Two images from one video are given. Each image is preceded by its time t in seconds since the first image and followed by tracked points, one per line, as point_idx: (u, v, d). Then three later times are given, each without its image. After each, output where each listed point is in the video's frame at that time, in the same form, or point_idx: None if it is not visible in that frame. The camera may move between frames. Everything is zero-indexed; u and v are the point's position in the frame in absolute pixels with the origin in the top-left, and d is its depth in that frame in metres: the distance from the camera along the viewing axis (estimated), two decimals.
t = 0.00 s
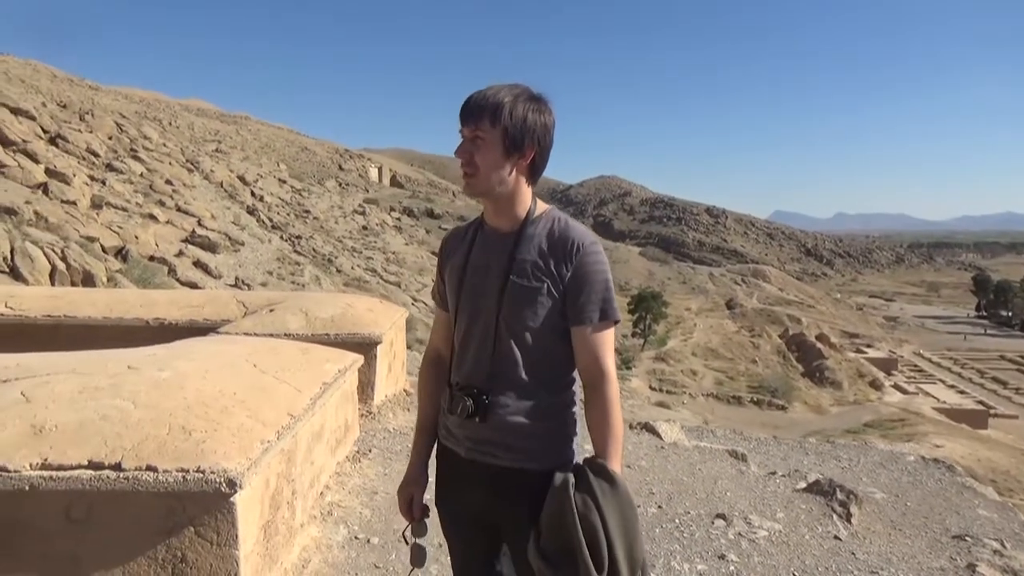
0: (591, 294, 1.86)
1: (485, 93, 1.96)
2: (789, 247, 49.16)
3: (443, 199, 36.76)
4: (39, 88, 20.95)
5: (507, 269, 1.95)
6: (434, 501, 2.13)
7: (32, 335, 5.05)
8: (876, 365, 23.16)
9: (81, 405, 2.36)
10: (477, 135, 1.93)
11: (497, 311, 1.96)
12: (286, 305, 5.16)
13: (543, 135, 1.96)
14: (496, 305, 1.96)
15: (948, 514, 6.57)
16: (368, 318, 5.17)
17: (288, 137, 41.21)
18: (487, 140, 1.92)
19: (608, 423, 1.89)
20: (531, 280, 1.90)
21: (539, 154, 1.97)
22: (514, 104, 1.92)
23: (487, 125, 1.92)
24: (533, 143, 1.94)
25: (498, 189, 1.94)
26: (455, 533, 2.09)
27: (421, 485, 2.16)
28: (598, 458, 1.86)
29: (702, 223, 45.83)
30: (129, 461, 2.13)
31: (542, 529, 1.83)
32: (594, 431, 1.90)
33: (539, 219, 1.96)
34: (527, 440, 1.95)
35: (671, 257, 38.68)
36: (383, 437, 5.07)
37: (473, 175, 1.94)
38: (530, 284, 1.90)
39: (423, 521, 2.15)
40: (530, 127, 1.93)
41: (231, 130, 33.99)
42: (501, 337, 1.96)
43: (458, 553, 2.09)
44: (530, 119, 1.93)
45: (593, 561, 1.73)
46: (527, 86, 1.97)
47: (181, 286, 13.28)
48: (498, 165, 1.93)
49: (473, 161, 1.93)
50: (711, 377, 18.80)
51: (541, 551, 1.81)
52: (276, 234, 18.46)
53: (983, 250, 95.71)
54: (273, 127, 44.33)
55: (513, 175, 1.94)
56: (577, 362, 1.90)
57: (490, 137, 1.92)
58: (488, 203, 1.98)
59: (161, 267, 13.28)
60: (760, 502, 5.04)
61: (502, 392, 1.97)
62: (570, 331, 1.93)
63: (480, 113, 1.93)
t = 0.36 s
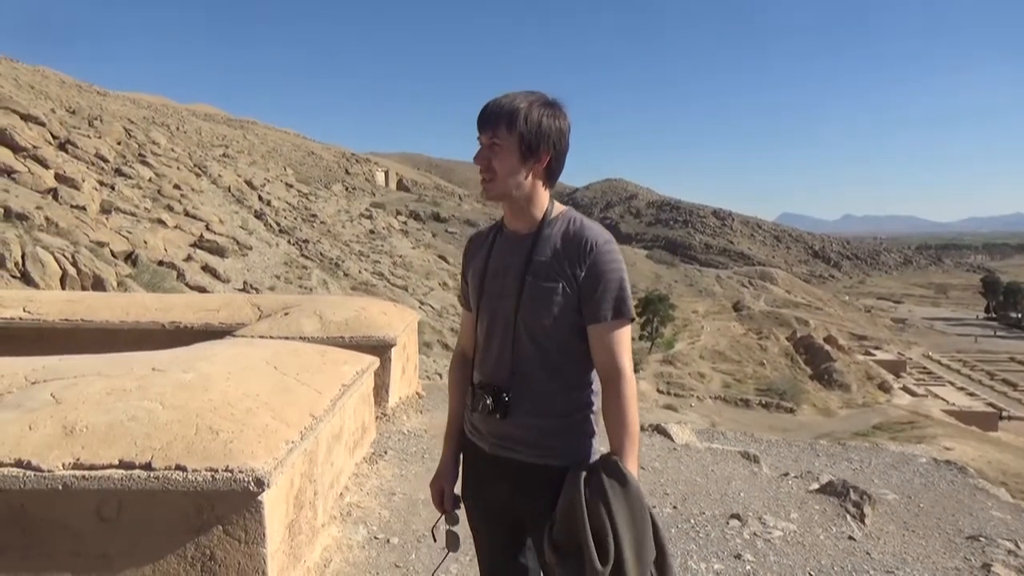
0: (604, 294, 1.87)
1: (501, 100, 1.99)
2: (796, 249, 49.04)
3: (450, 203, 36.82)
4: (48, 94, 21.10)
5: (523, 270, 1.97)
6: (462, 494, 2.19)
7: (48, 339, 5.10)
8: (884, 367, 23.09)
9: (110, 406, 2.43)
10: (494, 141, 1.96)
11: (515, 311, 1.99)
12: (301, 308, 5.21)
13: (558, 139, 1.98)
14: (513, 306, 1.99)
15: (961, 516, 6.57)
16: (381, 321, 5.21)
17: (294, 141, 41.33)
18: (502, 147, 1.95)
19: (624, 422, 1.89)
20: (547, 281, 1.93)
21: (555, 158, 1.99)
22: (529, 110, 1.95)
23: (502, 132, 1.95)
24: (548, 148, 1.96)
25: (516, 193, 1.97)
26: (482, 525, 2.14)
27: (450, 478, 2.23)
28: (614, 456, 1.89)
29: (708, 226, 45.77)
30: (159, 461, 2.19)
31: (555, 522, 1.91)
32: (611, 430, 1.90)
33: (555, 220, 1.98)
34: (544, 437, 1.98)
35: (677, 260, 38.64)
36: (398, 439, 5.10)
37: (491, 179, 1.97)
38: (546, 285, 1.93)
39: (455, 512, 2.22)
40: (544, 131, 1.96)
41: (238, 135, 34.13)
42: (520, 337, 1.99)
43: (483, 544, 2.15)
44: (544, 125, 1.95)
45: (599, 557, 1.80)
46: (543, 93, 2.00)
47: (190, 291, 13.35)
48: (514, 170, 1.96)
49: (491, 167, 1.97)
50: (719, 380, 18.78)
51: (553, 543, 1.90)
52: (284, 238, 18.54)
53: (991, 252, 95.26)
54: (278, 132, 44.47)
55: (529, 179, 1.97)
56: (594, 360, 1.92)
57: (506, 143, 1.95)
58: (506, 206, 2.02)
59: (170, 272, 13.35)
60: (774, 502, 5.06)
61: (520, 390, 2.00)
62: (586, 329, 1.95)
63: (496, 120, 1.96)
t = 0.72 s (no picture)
0: (626, 300, 1.87)
1: (526, 107, 2.00)
2: (813, 249, 48.71)
3: (464, 204, 36.90)
4: (68, 98, 21.34)
5: (548, 277, 1.99)
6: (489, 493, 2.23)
7: (72, 341, 5.15)
8: (902, 368, 22.91)
9: (140, 409, 2.49)
10: (519, 148, 1.98)
11: (540, 318, 2.01)
12: (321, 310, 5.25)
13: (583, 145, 1.99)
14: (538, 313, 2.01)
15: (982, 519, 6.51)
16: (401, 323, 5.24)
17: (309, 143, 41.56)
18: (526, 154, 1.97)
19: (645, 432, 1.86)
20: (571, 288, 1.94)
21: (580, 164, 2.00)
22: (554, 116, 1.96)
23: (526, 139, 1.97)
24: (573, 154, 1.97)
25: (541, 199, 1.99)
26: (509, 527, 2.17)
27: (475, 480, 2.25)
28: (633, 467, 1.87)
29: (723, 226, 45.58)
30: (188, 463, 2.22)
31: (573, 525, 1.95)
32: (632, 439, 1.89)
33: (580, 227, 1.98)
34: (567, 442, 2.00)
35: (692, 260, 38.51)
36: (418, 441, 5.13)
37: (516, 185, 1.99)
38: (570, 291, 1.94)
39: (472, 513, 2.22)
40: (566, 136, 1.96)
41: (254, 137, 34.37)
42: (544, 343, 2.02)
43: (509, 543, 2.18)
44: (568, 131, 1.96)
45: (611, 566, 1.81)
46: (568, 100, 2.00)
47: (208, 292, 13.46)
48: (539, 176, 1.97)
49: (516, 173, 1.99)
50: (735, 381, 18.70)
51: (570, 546, 1.94)
52: (300, 240, 18.65)
53: (1010, 252, 94.28)
54: (294, 134, 44.73)
55: (554, 184, 1.98)
56: (617, 367, 1.93)
57: (530, 150, 1.97)
58: (533, 212, 2.03)
59: (188, 273, 13.46)
60: (795, 505, 5.04)
61: (545, 396, 2.02)
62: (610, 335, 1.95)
63: (521, 127, 1.98)
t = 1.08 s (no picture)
0: (667, 305, 1.87)
1: (564, 112, 2.00)
2: (849, 253, 47.97)
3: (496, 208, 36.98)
4: (110, 105, 21.81)
5: (587, 282, 2.00)
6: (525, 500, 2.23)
7: (112, 342, 5.25)
8: (942, 376, 22.45)
9: (179, 410, 2.53)
10: (557, 153, 1.97)
11: (578, 324, 2.01)
12: (354, 314, 5.29)
13: (621, 150, 1.98)
14: (577, 319, 2.01)
15: None
16: (433, 327, 5.26)
17: (343, 148, 41.99)
18: (565, 158, 1.96)
19: (686, 438, 1.87)
20: (611, 293, 1.95)
21: (618, 169, 1.99)
22: (593, 120, 1.96)
23: (564, 144, 1.97)
24: (612, 159, 1.96)
25: (579, 204, 1.99)
26: (546, 532, 2.17)
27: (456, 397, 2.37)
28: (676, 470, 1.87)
29: (757, 231, 45.10)
30: (225, 464, 2.25)
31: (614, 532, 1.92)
32: (675, 444, 1.88)
33: (619, 233, 1.99)
34: (606, 448, 2.00)
35: (725, 265, 38.16)
36: (449, 444, 5.14)
37: (554, 190, 1.99)
38: (611, 296, 1.94)
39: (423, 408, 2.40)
40: (603, 141, 1.95)
41: (289, 142, 34.80)
42: (583, 348, 2.02)
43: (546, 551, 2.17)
44: (607, 136, 1.95)
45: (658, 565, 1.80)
46: (607, 105, 1.99)
47: (244, 295, 13.64)
48: (577, 181, 1.97)
49: (553, 178, 1.99)
50: (769, 388, 18.47)
51: (613, 555, 1.91)
52: (333, 244, 18.83)
53: None
54: (328, 139, 45.21)
55: (592, 189, 1.98)
56: (657, 372, 1.92)
57: (568, 154, 1.96)
58: (571, 217, 2.03)
59: (224, 276, 13.66)
60: (832, 516, 4.97)
61: (583, 401, 2.02)
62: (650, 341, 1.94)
63: (559, 131, 1.98)
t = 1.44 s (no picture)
0: (686, 308, 1.85)
1: (584, 112, 1.98)
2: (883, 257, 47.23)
3: (525, 211, 37.00)
4: (146, 109, 22.20)
5: (606, 285, 1.99)
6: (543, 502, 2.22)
7: (143, 342, 5.34)
8: (978, 383, 22.00)
9: (201, 410, 2.57)
10: (576, 154, 1.97)
11: (596, 326, 2.01)
12: (380, 315, 5.32)
13: (641, 150, 1.96)
14: (595, 321, 2.01)
15: None
16: (457, 329, 5.26)
17: (373, 151, 42.30)
18: (584, 159, 1.96)
19: (706, 442, 1.83)
20: (630, 295, 1.94)
21: (639, 169, 1.97)
22: (612, 121, 1.94)
23: (583, 145, 1.96)
24: (632, 159, 1.95)
25: (599, 206, 1.98)
26: (563, 535, 2.16)
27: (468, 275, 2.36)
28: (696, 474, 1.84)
29: (788, 233, 44.61)
30: (245, 464, 2.28)
31: (632, 537, 1.91)
32: (693, 449, 1.85)
33: (639, 234, 1.97)
34: (623, 450, 1.98)
35: (756, 269, 37.79)
36: (473, 446, 5.14)
37: (574, 192, 1.99)
38: (629, 299, 1.93)
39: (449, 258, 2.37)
40: (622, 140, 1.94)
41: (320, 146, 35.15)
42: (601, 350, 2.01)
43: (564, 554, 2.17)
44: (626, 136, 1.94)
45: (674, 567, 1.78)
46: (627, 104, 1.98)
47: (275, 296, 13.78)
48: (597, 182, 1.96)
49: (573, 179, 1.98)
50: (800, 393, 18.25)
51: (630, 560, 1.89)
52: (362, 246, 18.96)
53: None
54: (359, 142, 45.56)
55: (611, 190, 1.97)
56: (675, 375, 1.90)
57: (587, 155, 1.95)
58: (591, 218, 2.02)
59: (256, 277, 13.82)
60: (859, 523, 4.89)
61: (600, 404, 2.01)
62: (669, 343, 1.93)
63: (579, 132, 1.97)
